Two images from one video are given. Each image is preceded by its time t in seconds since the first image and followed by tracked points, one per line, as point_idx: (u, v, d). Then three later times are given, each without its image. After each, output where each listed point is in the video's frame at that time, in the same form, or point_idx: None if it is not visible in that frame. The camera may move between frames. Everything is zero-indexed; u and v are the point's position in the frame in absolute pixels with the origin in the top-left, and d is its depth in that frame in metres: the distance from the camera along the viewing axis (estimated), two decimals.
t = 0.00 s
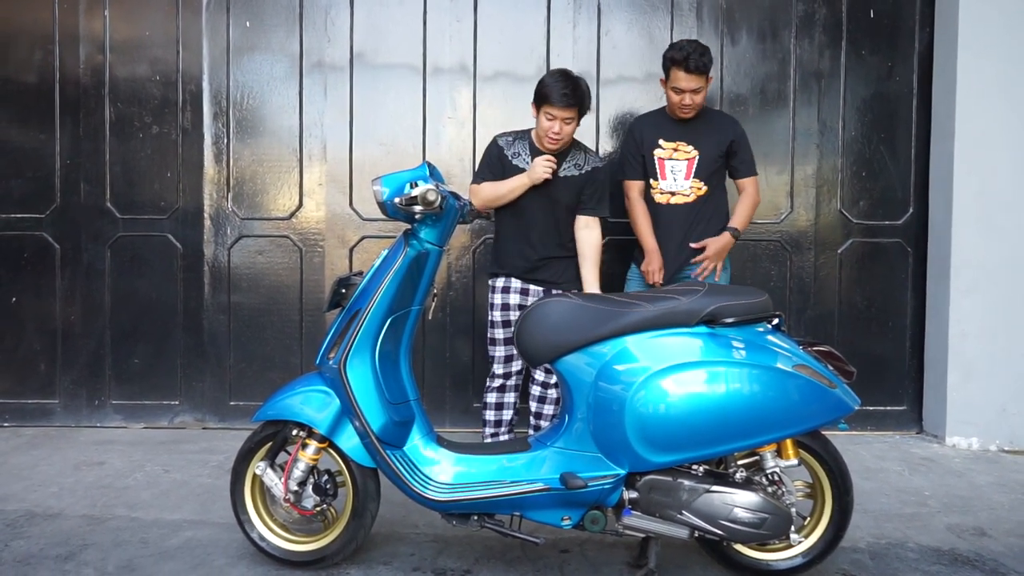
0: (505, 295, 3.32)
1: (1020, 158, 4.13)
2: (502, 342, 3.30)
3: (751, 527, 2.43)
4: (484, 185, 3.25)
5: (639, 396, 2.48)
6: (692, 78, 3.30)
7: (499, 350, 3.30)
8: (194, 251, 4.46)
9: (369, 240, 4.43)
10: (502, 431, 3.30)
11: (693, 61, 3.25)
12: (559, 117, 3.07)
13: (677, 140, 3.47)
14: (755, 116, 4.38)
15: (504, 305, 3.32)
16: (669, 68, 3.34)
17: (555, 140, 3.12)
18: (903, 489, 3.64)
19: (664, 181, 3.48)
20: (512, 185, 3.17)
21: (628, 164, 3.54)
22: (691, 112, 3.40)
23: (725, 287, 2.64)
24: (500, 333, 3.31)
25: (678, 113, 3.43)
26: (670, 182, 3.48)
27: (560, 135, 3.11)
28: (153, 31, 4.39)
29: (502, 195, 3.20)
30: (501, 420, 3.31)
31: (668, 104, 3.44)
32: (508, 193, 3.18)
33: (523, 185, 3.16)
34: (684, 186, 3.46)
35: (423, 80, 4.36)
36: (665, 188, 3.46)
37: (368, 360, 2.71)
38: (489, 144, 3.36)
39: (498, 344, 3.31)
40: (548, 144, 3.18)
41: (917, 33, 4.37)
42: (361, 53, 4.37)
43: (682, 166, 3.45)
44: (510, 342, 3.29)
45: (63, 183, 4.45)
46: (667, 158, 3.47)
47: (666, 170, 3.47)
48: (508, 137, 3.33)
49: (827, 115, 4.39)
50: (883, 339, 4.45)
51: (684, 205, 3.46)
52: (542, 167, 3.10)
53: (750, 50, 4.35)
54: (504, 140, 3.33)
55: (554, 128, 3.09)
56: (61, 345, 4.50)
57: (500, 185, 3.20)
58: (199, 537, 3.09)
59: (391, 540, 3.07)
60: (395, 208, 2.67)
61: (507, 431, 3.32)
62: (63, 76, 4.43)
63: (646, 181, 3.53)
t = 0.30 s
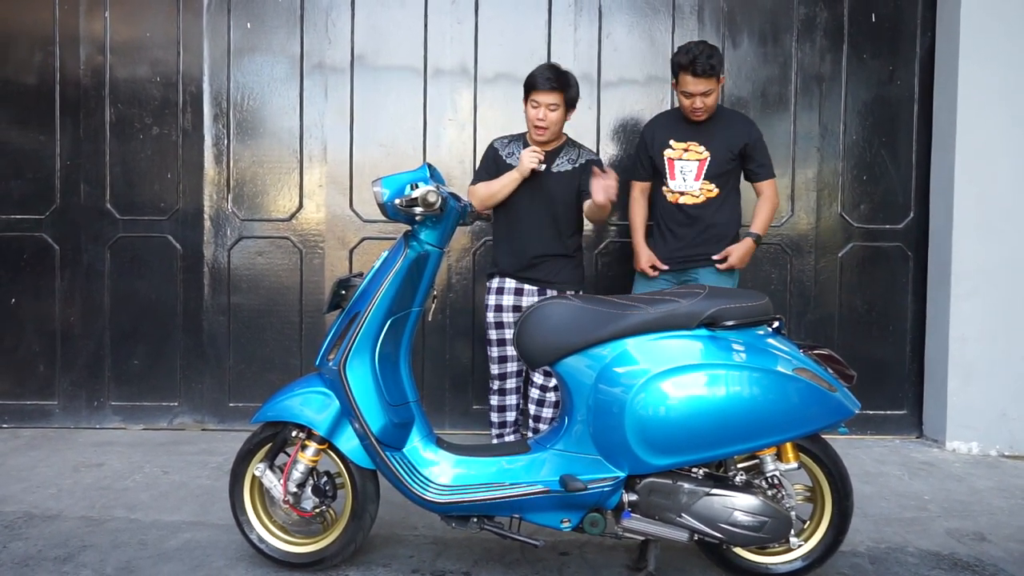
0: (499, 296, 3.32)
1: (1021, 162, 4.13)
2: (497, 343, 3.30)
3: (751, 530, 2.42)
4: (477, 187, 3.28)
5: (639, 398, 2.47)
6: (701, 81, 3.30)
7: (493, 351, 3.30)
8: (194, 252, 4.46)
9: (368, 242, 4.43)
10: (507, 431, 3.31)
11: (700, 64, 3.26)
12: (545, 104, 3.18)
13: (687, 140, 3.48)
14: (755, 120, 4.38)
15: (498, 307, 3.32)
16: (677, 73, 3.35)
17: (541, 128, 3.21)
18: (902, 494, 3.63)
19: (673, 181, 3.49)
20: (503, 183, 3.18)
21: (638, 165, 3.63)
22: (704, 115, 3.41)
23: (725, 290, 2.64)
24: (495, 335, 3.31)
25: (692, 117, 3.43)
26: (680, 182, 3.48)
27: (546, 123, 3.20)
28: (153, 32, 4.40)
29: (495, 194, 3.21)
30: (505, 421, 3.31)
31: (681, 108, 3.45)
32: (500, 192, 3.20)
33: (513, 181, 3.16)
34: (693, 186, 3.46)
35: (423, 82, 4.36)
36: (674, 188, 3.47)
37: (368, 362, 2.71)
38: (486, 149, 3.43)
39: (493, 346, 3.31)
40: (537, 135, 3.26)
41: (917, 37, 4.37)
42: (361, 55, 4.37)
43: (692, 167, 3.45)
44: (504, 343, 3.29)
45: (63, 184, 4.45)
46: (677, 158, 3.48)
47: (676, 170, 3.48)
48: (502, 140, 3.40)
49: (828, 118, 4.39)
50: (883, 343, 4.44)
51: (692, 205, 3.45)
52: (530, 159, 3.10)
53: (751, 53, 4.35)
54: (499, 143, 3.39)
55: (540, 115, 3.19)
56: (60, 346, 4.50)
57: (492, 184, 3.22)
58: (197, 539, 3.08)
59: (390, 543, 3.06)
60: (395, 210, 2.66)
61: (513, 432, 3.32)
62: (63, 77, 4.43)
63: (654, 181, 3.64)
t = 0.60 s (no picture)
0: (497, 293, 3.32)
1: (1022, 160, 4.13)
2: (494, 340, 3.31)
3: (751, 528, 2.43)
4: (470, 187, 3.27)
5: (639, 396, 2.47)
6: (699, 82, 3.29)
7: (491, 349, 3.31)
8: (194, 248, 4.46)
9: (369, 238, 4.43)
10: (507, 427, 3.31)
11: (699, 65, 3.24)
12: (533, 99, 3.21)
13: (687, 137, 3.48)
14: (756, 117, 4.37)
15: (495, 304, 3.32)
16: (676, 73, 3.33)
17: (531, 123, 3.24)
18: (902, 491, 3.63)
19: (672, 178, 3.49)
20: (498, 177, 3.18)
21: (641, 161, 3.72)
22: (703, 114, 3.41)
23: (725, 287, 2.64)
24: (492, 333, 3.32)
25: (692, 116, 3.43)
26: (678, 179, 3.48)
27: (535, 118, 3.23)
28: (153, 28, 4.39)
29: (488, 190, 3.20)
30: (506, 418, 3.32)
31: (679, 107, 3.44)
32: (494, 188, 3.19)
33: (504, 178, 3.17)
34: (691, 184, 3.46)
35: (424, 79, 4.36)
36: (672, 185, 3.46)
37: (368, 359, 2.71)
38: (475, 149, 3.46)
39: (491, 343, 3.32)
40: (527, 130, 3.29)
41: (918, 34, 4.36)
42: (361, 51, 4.37)
43: (690, 164, 3.45)
44: (501, 340, 3.31)
45: (63, 179, 4.45)
46: (676, 155, 3.48)
47: (674, 167, 3.48)
48: (491, 140, 3.42)
49: (829, 116, 4.39)
50: (883, 341, 4.44)
51: (689, 202, 3.46)
52: (520, 153, 3.09)
53: (752, 51, 4.35)
54: (487, 143, 3.42)
55: (530, 110, 3.22)
56: (60, 341, 4.50)
57: (484, 182, 3.22)
58: (197, 535, 3.08)
59: (390, 539, 3.07)
60: (395, 207, 2.66)
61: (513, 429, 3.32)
62: (63, 72, 4.42)
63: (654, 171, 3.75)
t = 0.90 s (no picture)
0: (492, 290, 3.32)
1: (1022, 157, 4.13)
2: (491, 338, 3.31)
3: (749, 524, 2.43)
4: (465, 184, 3.24)
5: (638, 392, 2.48)
6: (684, 86, 3.29)
7: (488, 346, 3.32)
8: (193, 245, 4.46)
9: (368, 234, 4.42)
10: (506, 423, 3.32)
11: (682, 70, 3.24)
12: (535, 95, 3.23)
13: (675, 134, 3.49)
14: (756, 114, 4.37)
15: (492, 301, 3.32)
16: (660, 78, 3.33)
17: (534, 119, 3.26)
18: (900, 488, 3.64)
19: (661, 175, 3.50)
20: (496, 173, 3.18)
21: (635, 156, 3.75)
22: (689, 115, 3.41)
23: (724, 284, 2.64)
24: (489, 330, 3.33)
25: (679, 117, 3.44)
26: (666, 176, 3.49)
27: (538, 114, 3.26)
28: (153, 24, 4.38)
29: (487, 186, 3.18)
30: (504, 414, 3.33)
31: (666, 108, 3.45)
32: (492, 184, 3.19)
33: (502, 173, 3.18)
34: (679, 180, 3.47)
35: (424, 75, 4.36)
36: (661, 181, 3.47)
37: (367, 355, 2.71)
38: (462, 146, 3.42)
39: (488, 340, 3.33)
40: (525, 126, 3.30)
41: (919, 32, 4.36)
42: (361, 48, 4.36)
43: (678, 160, 3.46)
44: (498, 337, 3.31)
45: (62, 175, 4.45)
46: (664, 152, 3.50)
47: (663, 164, 3.49)
48: (479, 136, 3.39)
49: (829, 113, 4.39)
50: (881, 338, 4.45)
51: (677, 198, 3.47)
52: (519, 148, 3.12)
53: (752, 48, 4.34)
54: (476, 140, 3.39)
55: (532, 107, 3.24)
56: (59, 338, 4.50)
57: (481, 178, 3.20)
58: (196, 530, 3.09)
59: (389, 535, 3.07)
60: (395, 203, 2.66)
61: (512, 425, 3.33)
62: (62, 68, 4.42)
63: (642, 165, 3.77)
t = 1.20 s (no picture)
0: (491, 290, 3.31)
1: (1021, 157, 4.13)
2: (490, 338, 3.31)
3: (748, 524, 2.43)
4: (463, 183, 3.19)
5: (637, 391, 2.48)
6: (666, 82, 3.29)
7: (486, 346, 3.32)
8: (193, 244, 4.46)
9: (368, 234, 4.42)
10: (505, 423, 3.34)
11: (664, 66, 3.24)
12: (536, 92, 3.24)
13: (658, 133, 3.50)
14: (756, 114, 4.37)
15: (492, 301, 3.31)
16: (642, 76, 3.33)
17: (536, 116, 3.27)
18: (899, 488, 3.64)
19: (646, 174, 3.51)
20: (495, 174, 3.16)
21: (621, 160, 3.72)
22: (673, 113, 3.41)
23: (724, 284, 2.64)
24: (488, 330, 3.32)
25: (663, 116, 3.44)
26: (652, 175, 3.50)
27: (540, 110, 3.27)
28: (153, 23, 4.38)
29: (486, 185, 3.15)
30: (503, 413, 3.34)
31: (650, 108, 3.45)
32: (491, 184, 3.16)
33: (502, 173, 3.16)
34: (664, 178, 3.47)
35: (424, 74, 4.36)
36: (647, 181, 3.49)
37: (367, 355, 2.71)
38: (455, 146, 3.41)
39: (486, 339, 3.32)
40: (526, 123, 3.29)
41: (918, 32, 4.36)
42: (361, 47, 4.36)
43: (661, 159, 3.46)
44: (497, 337, 3.31)
45: (62, 175, 4.45)
46: (649, 152, 3.51)
47: (648, 164, 3.50)
48: (473, 136, 3.39)
49: (828, 113, 4.39)
50: (881, 338, 4.45)
51: (662, 196, 3.46)
52: (522, 150, 3.13)
53: (751, 48, 4.35)
54: (470, 139, 3.38)
55: (534, 104, 3.24)
56: (59, 337, 4.50)
57: (480, 178, 3.16)
58: (196, 530, 3.09)
59: (388, 535, 3.07)
60: (395, 202, 2.66)
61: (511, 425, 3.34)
62: (62, 67, 4.42)
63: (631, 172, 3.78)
